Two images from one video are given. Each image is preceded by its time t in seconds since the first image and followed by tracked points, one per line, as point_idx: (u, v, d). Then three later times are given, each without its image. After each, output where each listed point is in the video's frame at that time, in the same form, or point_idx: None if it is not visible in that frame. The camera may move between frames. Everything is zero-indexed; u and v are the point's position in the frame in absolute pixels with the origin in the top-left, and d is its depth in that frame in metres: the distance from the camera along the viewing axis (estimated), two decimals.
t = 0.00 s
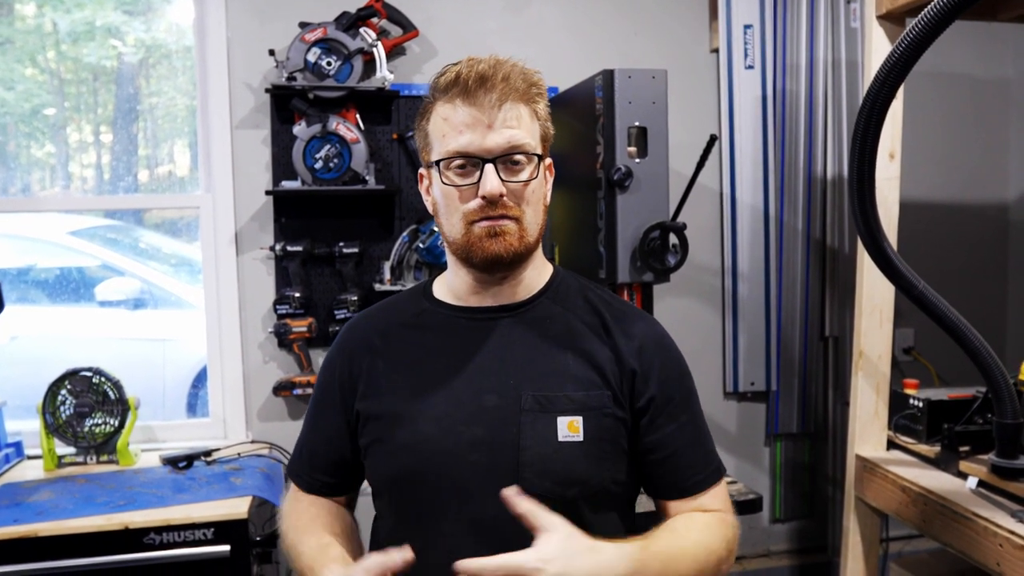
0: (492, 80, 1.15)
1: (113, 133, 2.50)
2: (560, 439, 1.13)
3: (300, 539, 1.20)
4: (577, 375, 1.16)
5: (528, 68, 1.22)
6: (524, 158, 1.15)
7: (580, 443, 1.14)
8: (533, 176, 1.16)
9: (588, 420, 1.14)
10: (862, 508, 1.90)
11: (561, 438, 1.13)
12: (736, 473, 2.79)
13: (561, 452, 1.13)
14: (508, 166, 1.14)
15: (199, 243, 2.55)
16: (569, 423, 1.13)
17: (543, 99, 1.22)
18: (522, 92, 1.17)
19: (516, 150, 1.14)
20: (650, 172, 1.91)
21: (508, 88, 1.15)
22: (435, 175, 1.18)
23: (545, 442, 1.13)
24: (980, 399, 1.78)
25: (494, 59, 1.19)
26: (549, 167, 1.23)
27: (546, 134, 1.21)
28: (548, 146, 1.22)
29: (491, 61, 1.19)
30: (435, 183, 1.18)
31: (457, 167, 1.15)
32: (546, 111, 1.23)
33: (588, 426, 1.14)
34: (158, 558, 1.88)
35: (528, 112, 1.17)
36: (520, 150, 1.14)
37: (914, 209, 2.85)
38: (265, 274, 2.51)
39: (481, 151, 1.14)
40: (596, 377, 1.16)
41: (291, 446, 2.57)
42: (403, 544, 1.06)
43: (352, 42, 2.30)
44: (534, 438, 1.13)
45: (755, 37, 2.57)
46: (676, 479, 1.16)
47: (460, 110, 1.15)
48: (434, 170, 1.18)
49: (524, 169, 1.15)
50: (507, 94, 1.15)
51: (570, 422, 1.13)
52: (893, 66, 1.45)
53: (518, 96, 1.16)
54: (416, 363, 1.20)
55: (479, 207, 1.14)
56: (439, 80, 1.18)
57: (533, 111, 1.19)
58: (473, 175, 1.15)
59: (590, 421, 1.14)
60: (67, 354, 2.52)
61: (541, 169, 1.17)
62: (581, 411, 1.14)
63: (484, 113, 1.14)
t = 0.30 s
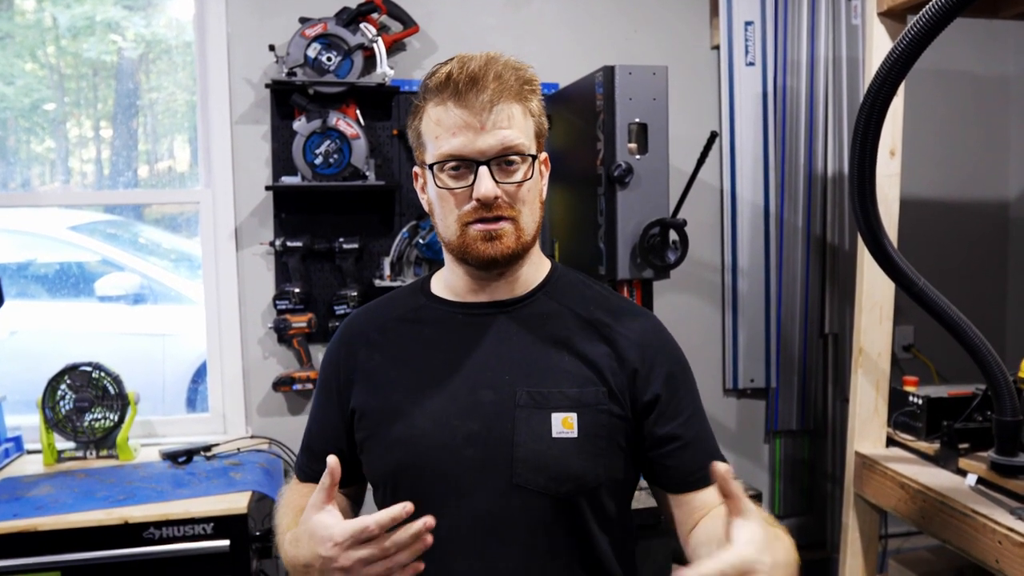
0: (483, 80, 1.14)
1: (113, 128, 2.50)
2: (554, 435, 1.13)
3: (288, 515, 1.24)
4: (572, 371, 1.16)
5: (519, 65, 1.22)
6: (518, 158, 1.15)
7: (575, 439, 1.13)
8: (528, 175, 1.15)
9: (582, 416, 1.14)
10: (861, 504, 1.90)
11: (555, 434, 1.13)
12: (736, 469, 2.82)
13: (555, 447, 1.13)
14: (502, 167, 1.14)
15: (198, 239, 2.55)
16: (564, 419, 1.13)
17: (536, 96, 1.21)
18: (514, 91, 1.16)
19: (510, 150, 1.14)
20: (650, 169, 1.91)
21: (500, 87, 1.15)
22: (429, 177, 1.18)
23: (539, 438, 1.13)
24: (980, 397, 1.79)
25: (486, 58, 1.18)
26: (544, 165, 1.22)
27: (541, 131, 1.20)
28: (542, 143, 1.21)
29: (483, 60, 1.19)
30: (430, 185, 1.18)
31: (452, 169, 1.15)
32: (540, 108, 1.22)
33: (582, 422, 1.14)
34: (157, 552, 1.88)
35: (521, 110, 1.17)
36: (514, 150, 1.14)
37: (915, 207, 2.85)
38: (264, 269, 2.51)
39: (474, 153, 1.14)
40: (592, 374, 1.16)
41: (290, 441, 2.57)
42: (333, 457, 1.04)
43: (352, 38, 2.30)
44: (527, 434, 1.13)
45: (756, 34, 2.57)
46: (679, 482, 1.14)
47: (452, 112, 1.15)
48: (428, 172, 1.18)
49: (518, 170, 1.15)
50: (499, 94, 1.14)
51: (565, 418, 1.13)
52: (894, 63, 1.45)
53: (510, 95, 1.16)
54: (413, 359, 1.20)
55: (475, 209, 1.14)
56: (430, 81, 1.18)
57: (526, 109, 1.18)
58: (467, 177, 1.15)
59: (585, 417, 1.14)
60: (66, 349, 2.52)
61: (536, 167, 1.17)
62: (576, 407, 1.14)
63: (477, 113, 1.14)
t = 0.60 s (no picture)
0: (487, 64, 1.14)
1: (114, 117, 2.49)
2: (554, 428, 1.13)
3: (313, 508, 1.22)
4: (574, 363, 1.16)
5: (523, 50, 1.21)
6: (521, 143, 1.14)
7: (575, 432, 1.14)
8: (531, 161, 1.15)
9: (584, 410, 1.13)
10: (860, 498, 1.90)
11: (555, 428, 1.13)
12: (735, 462, 2.80)
13: (555, 439, 1.13)
14: (506, 151, 1.14)
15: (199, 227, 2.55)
16: (564, 413, 1.13)
17: (540, 81, 1.20)
18: (518, 75, 1.16)
19: (513, 134, 1.13)
20: (653, 160, 1.91)
21: (504, 71, 1.14)
22: (432, 162, 1.17)
23: (539, 430, 1.13)
24: (981, 392, 1.78)
25: (490, 42, 1.18)
26: (548, 151, 1.22)
27: (545, 117, 1.20)
28: (546, 129, 1.21)
29: (487, 44, 1.18)
30: (433, 169, 1.17)
31: (455, 154, 1.15)
32: (544, 94, 1.22)
33: (583, 416, 1.14)
34: (157, 540, 1.89)
35: (524, 95, 1.16)
36: (517, 135, 1.14)
37: (917, 200, 2.84)
38: (265, 258, 2.51)
39: (478, 136, 1.13)
40: (594, 367, 1.16)
41: (290, 430, 2.58)
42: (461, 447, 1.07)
43: (355, 26, 2.29)
44: (528, 426, 1.13)
45: (760, 26, 2.57)
46: (667, 469, 1.15)
47: (456, 96, 1.14)
48: (431, 157, 1.17)
49: (521, 155, 1.14)
50: (503, 78, 1.14)
51: (565, 412, 1.13)
52: (899, 55, 1.44)
53: (514, 79, 1.16)
54: (415, 350, 1.20)
55: (478, 193, 1.14)
56: (434, 65, 1.17)
57: (530, 94, 1.17)
58: (470, 161, 1.14)
59: (586, 411, 1.13)
60: (67, 337, 2.52)
61: (540, 153, 1.16)
62: (577, 400, 1.14)
63: (481, 97, 1.13)
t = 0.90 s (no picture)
0: (481, 61, 1.14)
1: (114, 115, 2.49)
2: (551, 431, 1.13)
3: (319, 515, 1.22)
4: (572, 365, 1.16)
5: (519, 47, 1.21)
6: (517, 140, 1.14)
7: (573, 435, 1.13)
8: (527, 158, 1.15)
9: (581, 413, 1.13)
10: (859, 500, 1.90)
11: (552, 431, 1.13)
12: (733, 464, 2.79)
13: (552, 442, 1.13)
14: (501, 149, 1.13)
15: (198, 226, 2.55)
16: (561, 416, 1.13)
17: (536, 78, 1.20)
18: (513, 72, 1.16)
19: (508, 131, 1.13)
20: (653, 160, 1.90)
21: (499, 68, 1.14)
22: (428, 160, 1.17)
23: (536, 434, 1.13)
24: (979, 393, 1.78)
25: (485, 39, 1.18)
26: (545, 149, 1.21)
27: (541, 114, 1.20)
28: (543, 126, 1.20)
29: (483, 41, 1.18)
30: (428, 168, 1.17)
31: (450, 152, 1.14)
32: (540, 91, 1.21)
33: (580, 419, 1.13)
34: (154, 540, 1.88)
35: (520, 91, 1.16)
36: (513, 132, 1.13)
37: (917, 202, 2.84)
38: (265, 257, 2.51)
39: (473, 134, 1.13)
40: (592, 370, 1.15)
41: (289, 430, 2.57)
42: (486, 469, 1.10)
43: (355, 25, 2.29)
44: (525, 429, 1.13)
45: (761, 26, 2.56)
46: (671, 470, 1.16)
47: (451, 93, 1.14)
48: (427, 155, 1.17)
49: (517, 152, 1.14)
50: (498, 74, 1.14)
51: (563, 414, 1.13)
52: (900, 56, 1.44)
53: (510, 76, 1.15)
54: (412, 352, 1.19)
55: (473, 191, 1.13)
56: (429, 63, 1.17)
57: (526, 91, 1.17)
58: (466, 159, 1.14)
59: (583, 414, 1.13)
60: (66, 335, 2.52)
61: (536, 150, 1.16)
62: (575, 403, 1.14)
63: (476, 94, 1.13)
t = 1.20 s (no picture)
0: (467, 71, 1.14)
1: (108, 126, 2.49)
2: (544, 441, 1.13)
3: (313, 528, 1.21)
4: (565, 375, 1.16)
5: (506, 56, 1.21)
6: (504, 149, 1.14)
7: (565, 445, 1.13)
8: (515, 167, 1.15)
9: (574, 422, 1.13)
10: (855, 504, 1.90)
11: (544, 441, 1.13)
12: (730, 468, 2.79)
13: (544, 452, 1.13)
14: (489, 159, 1.14)
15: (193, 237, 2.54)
16: (554, 425, 1.13)
17: (524, 86, 1.20)
18: (500, 81, 1.16)
19: (495, 141, 1.13)
20: (646, 167, 1.91)
21: (485, 77, 1.14)
22: (417, 172, 1.17)
23: (529, 444, 1.13)
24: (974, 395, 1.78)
25: (472, 49, 1.18)
26: (535, 157, 1.21)
27: (530, 122, 1.19)
28: (532, 134, 1.20)
29: (469, 51, 1.18)
30: (417, 179, 1.18)
31: (438, 163, 1.15)
32: (528, 99, 1.21)
33: (573, 428, 1.13)
34: (152, 552, 1.88)
35: (507, 100, 1.16)
36: (499, 142, 1.13)
37: (909, 205, 2.85)
38: (259, 267, 2.51)
39: (460, 145, 1.13)
40: (583, 380, 1.15)
41: (285, 440, 2.57)
42: (475, 482, 1.10)
43: (347, 35, 2.29)
44: (517, 439, 1.13)
45: (752, 33, 2.57)
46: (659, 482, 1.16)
47: (438, 104, 1.14)
48: (416, 166, 1.18)
49: (504, 162, 1.14)
50: (484, 84, 1.14)
51: (555, 424, 1.13)
52: (889, 61, 1.44)
53: (496, 85, 1.15)
54: (404, 363, 1.19)
55: (462, 201, 1.14)
56: (416, 74, 1.17)
57: (513, 99, 1.17)
58: (453, 170, 1.14)
59: (575, 424, 1.13)
60: (61, 348, 2.51)
61: (524, 159, 1.16)
62: (567, 413, 1.14)
63: (462, 105, 1.13)
